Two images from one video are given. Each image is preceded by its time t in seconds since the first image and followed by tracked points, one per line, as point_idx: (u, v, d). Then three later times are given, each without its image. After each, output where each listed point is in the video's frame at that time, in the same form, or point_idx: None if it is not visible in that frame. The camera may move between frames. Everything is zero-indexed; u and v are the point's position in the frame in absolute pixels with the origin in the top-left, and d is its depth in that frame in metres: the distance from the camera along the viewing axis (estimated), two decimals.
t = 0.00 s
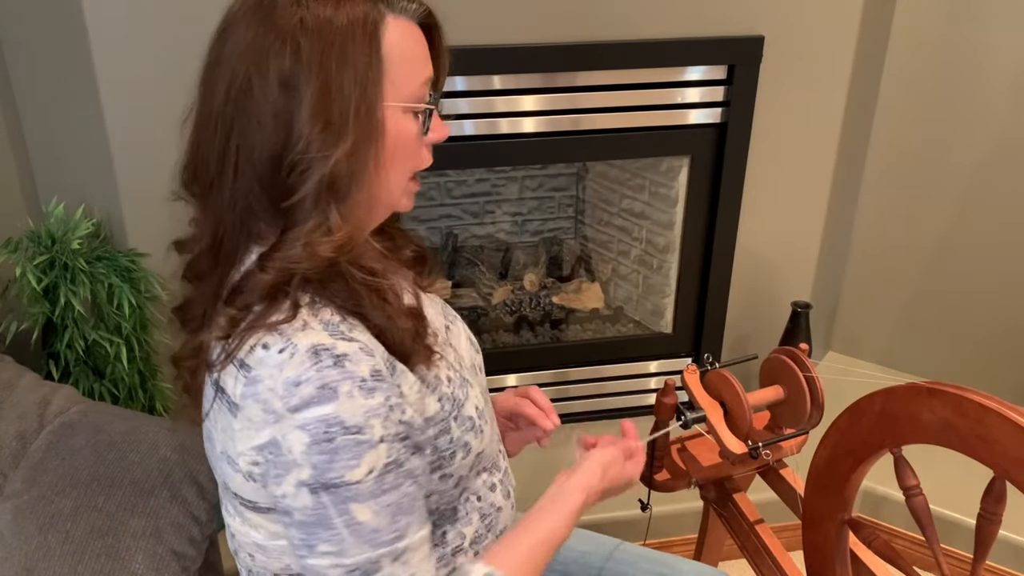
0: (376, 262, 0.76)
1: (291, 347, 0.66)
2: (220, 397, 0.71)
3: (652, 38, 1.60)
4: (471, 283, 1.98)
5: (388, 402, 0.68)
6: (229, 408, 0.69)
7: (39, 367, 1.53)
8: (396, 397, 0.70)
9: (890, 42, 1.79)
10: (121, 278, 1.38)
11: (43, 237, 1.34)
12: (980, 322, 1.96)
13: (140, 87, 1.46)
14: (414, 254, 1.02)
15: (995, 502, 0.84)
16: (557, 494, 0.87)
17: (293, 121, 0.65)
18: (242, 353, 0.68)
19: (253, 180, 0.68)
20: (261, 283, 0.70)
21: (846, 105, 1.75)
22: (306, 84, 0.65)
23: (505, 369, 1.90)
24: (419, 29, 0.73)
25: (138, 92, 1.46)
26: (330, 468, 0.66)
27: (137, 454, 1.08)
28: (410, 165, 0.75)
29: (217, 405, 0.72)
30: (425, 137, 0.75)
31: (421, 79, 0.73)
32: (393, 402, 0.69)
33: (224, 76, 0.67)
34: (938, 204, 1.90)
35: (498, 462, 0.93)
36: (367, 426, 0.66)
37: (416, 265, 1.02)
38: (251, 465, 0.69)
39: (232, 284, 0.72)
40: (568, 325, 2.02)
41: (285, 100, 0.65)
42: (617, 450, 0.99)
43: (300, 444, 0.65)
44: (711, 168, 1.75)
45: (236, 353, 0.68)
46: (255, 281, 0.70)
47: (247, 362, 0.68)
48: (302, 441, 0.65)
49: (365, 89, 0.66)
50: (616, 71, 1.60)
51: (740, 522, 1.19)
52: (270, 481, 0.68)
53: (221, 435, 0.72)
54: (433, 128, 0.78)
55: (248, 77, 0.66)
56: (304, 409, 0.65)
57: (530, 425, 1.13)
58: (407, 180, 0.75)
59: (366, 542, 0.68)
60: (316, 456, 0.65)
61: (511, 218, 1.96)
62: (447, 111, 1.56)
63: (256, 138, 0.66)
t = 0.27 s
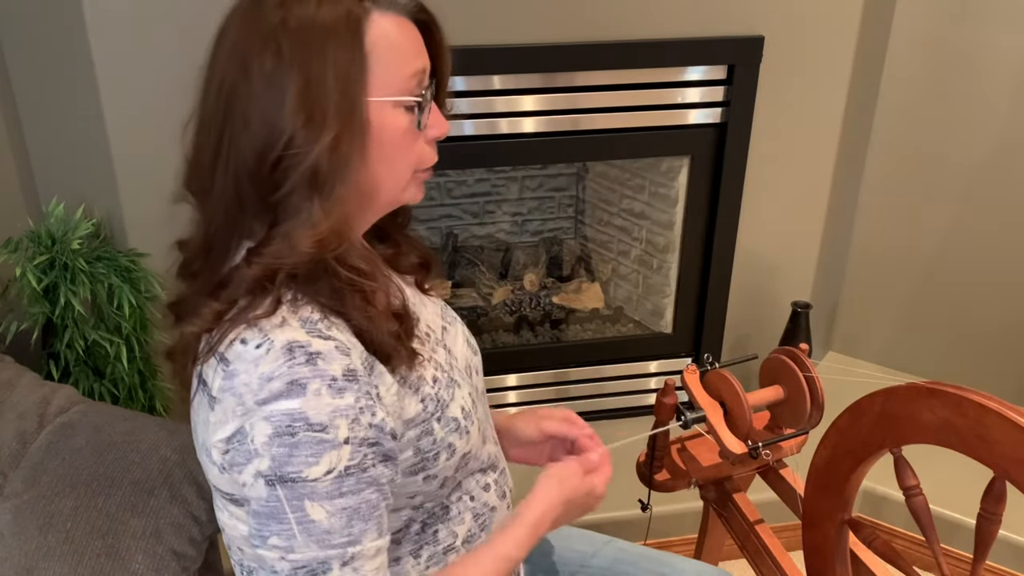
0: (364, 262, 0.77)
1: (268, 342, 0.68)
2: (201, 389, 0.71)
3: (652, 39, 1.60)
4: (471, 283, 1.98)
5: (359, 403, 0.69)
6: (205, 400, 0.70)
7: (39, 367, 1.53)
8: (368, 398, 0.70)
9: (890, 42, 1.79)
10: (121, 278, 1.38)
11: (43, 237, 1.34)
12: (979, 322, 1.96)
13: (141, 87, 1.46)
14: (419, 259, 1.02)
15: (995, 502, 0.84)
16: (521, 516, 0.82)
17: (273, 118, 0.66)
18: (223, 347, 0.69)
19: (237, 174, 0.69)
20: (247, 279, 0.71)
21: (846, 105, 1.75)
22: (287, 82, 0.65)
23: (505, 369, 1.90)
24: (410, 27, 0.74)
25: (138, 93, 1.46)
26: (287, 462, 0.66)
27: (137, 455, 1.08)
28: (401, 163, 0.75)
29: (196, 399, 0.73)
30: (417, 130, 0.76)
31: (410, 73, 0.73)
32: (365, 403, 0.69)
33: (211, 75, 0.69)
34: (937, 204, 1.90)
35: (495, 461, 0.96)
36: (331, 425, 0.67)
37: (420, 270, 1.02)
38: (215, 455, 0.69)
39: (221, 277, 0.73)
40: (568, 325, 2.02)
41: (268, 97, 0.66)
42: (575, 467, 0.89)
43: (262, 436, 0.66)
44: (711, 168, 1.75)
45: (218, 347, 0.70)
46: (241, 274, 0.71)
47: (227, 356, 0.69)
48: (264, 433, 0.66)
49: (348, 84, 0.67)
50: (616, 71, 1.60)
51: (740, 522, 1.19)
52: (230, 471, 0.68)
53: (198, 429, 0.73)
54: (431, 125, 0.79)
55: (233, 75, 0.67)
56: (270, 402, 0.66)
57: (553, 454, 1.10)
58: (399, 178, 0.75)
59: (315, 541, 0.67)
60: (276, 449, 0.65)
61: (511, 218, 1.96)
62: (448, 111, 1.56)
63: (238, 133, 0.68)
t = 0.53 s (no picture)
0: (354, 263, 0.81)
1: (265, 339, 0.71)
2: (202, 381, 0.76)
3: (652, 38, 1.60)
4: (471, 283, 1.98)
5: (352, 405, 0.72)
6: (206, 393, 0.74)
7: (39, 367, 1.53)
8: (361, 399, 0.73)
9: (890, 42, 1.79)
10: (121, 278, 1.38)
11: (43, 237, 1.34)
12: (979, 321, 1.96)
13: (141, 86, 1.46)
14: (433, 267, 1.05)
15: (995, 502, 0.84)
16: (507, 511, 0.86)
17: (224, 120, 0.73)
18: (224, 341, 0.73)
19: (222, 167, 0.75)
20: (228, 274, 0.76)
21: (846, 104, 1.75)
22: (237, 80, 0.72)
23: (505, 369, 1.90)
24: (343, 19, 0.76)
25: (138, 92, 1.46)
26: (279, 459, 0.69)
27: (137, 455, 1.08)
28: (351, 157, 0.78)
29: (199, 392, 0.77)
30: (359, 126, 0.77)
31: (342, 70, 0.75)
32: (359, 405, 0.73)
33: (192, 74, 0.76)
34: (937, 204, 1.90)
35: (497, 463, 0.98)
36: (324, 424, 0.70)
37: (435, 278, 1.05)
38: (213, 447, 0.72)
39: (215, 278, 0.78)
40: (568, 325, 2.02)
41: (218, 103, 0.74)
42: (551, 462, 0.92)
43: (256, 432, 0.69)
44: (711, 168, 1.75)
45: (219, 341, 0.74)
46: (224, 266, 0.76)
47: (227, 350, 0.73)
48: (258, 429, 0.69)
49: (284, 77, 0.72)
50: (616, 71, 1.60)
51: (740, 522, 1.19)
52: (226, 462, 0.71)
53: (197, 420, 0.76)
54: (390, 113, 0.80)
55: (206, 71, 0.74)
56: (265, 399, 0.69)
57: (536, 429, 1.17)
58: (348, 169, 0.78)
59: (307, 541, 0.71)
60: (270, 445, 0.68)
61: (512, 218, 1.96)
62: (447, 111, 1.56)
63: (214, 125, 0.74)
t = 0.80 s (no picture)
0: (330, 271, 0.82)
1: (236, 343, 0.73)
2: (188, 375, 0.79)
3: (652, 38, 1.60)
4: (471, 283, 1.98)
5: (317, 415, 0.74)
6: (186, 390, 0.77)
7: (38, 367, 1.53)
8: (327, 409, 0.75)
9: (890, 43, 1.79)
10: (121, 278, 1.38)
11: (43, 237, 1.34)
12: (979, 321, 1.96)
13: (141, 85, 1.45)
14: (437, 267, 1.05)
15: (995, 502, 0.84)
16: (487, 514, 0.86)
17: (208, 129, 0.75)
18: (202, 341, 0.75)
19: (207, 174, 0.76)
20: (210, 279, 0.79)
21: (846, 104, 1.75)
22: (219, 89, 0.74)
23: (505, 369, 1.90)
24: (331, 40, 0.75)
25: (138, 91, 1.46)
26: (242, 466, 0.71)
27: (137, 455, 1.08)
28: (341, 179, 0.79)
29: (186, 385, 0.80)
30: (345, 150, 0.77)
31: (328, 95, 0.75)
32: (325, 414, 0.74)
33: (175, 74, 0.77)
34: (936, 204, 1.90)
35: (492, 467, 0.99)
36: (287, 433, 0.72)
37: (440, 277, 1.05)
38: (190, 444, 0.75)
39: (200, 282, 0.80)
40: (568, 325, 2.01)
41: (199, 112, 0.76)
42: (541, 462, 0.92)
43: (223, 437, 0.71)
44: (711, 168, 1.75)
45: (199, 341, 0.76)
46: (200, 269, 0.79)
47: (203, 351, 0.75)
48: (223, 434, 0.71)
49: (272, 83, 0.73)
50: (616, 71, 1.60)
51: (740, 522, 1.19)
52: (199, 461, 0.74)
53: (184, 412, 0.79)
54: (382, 133, 0.79)
55: (191, 74, 0.75)
56: (231, 406, 0.71)
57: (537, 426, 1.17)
58: (339, 189, 0.79)
59: (273, 545, 0.73)
60: (234, 451, 0.71)
61: (512, 218, 1.96)
62: (447, 111, 1.56)
63: (200, 131, 0.76)
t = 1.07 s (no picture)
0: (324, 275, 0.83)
1: (233, 348, 0.74)
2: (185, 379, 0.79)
3: (652, 38, 1.60)
4: (471, 283, 1.98)
5: (315, 419, 0.74)
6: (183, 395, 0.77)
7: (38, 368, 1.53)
8: (324, 413, 0.75)
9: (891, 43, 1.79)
10: (121, 278, 1.38)
11: (43, 237, 1.34)
12: (979, 321, 1.96)
13: (141, 85, 1.45)
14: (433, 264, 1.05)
15: (995, 502, 0.84)
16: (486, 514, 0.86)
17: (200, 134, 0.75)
18: (199, 346, 0.76)
19: (198, 178, 0.76)
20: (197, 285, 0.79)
21: (846, 104, 1.74)
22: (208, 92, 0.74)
23: (505, 369, 1.90)
24: (319, 48, 0.74)
25: (139, 90, 1.46)
26: (240, 472, 0.71)
27: (137, 454, 1.08)
28: (329, 186, 0.78)
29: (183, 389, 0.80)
30: (333, 159, 0.77)
31: (316, 104, 0.75)
32: (323, 418, 0.74)
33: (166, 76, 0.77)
34: (937, 204, 1.90)
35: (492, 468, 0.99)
36: (284, 438, 0.72)
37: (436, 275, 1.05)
38: (187, 450, 0.75)
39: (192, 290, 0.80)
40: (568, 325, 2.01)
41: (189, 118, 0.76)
42: (540, 464, 0.92)
43: (220, 443, 0.71)
44: (711, 168, 1.75)
45: (196, 345, 0.76)
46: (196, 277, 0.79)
47: (199, 356, 0.75)
48: (221, 439, 0.71)
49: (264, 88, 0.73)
50: (616, 71, 1.60)
51: (740, 522, 1.19)
52: (197, 466, 0.74)
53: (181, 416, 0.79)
54: (370, 142, 0.78)
55: (182, 76, 0.75)
56: (228, 411, 0.72)
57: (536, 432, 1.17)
58: (328, 196, 0.79)
59: (272, 550, 0.73)
60: (232, 457, 0.71)
61: (512, 218, 1.96)
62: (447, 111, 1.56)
63: (191, 134, 0.76)
